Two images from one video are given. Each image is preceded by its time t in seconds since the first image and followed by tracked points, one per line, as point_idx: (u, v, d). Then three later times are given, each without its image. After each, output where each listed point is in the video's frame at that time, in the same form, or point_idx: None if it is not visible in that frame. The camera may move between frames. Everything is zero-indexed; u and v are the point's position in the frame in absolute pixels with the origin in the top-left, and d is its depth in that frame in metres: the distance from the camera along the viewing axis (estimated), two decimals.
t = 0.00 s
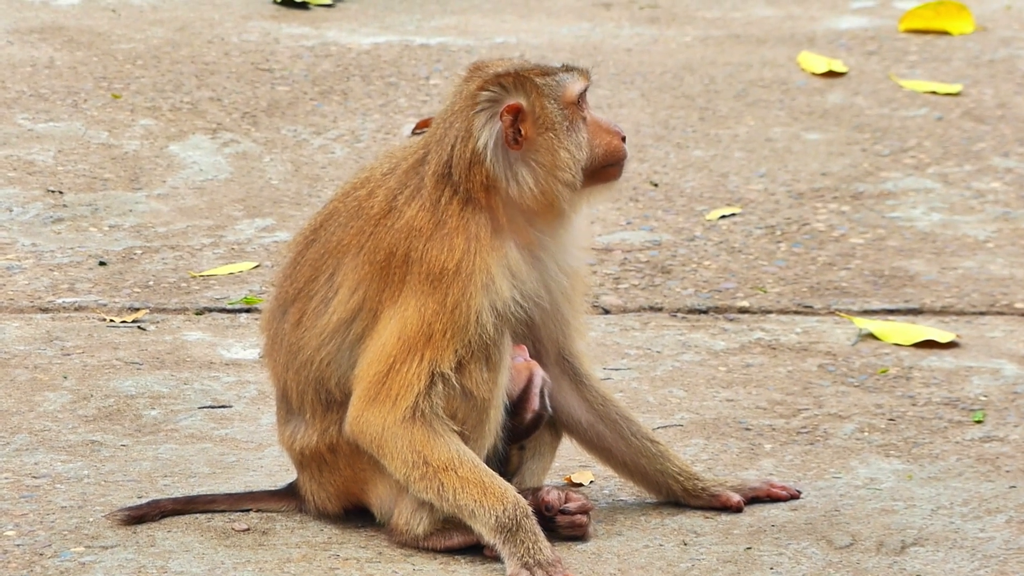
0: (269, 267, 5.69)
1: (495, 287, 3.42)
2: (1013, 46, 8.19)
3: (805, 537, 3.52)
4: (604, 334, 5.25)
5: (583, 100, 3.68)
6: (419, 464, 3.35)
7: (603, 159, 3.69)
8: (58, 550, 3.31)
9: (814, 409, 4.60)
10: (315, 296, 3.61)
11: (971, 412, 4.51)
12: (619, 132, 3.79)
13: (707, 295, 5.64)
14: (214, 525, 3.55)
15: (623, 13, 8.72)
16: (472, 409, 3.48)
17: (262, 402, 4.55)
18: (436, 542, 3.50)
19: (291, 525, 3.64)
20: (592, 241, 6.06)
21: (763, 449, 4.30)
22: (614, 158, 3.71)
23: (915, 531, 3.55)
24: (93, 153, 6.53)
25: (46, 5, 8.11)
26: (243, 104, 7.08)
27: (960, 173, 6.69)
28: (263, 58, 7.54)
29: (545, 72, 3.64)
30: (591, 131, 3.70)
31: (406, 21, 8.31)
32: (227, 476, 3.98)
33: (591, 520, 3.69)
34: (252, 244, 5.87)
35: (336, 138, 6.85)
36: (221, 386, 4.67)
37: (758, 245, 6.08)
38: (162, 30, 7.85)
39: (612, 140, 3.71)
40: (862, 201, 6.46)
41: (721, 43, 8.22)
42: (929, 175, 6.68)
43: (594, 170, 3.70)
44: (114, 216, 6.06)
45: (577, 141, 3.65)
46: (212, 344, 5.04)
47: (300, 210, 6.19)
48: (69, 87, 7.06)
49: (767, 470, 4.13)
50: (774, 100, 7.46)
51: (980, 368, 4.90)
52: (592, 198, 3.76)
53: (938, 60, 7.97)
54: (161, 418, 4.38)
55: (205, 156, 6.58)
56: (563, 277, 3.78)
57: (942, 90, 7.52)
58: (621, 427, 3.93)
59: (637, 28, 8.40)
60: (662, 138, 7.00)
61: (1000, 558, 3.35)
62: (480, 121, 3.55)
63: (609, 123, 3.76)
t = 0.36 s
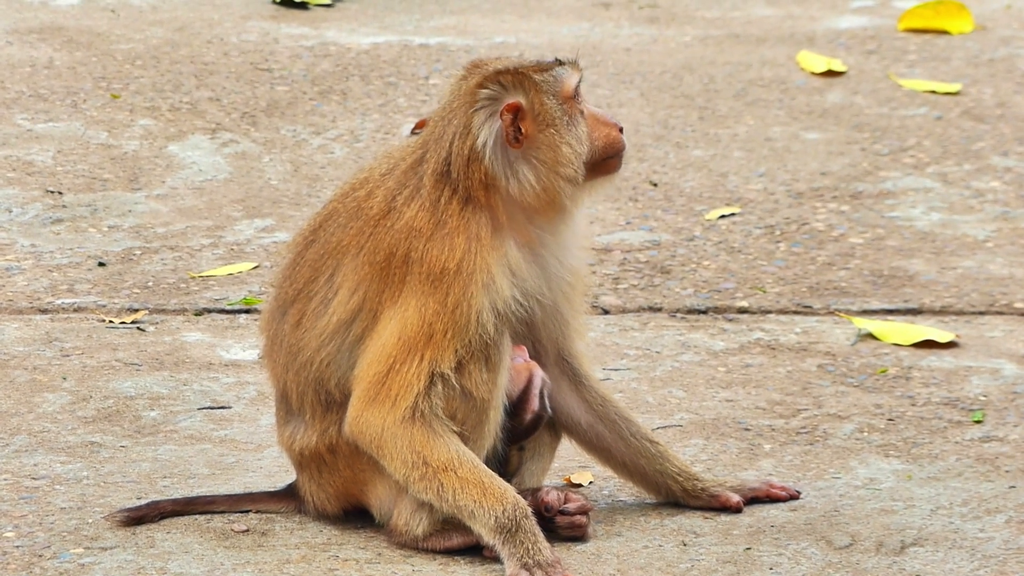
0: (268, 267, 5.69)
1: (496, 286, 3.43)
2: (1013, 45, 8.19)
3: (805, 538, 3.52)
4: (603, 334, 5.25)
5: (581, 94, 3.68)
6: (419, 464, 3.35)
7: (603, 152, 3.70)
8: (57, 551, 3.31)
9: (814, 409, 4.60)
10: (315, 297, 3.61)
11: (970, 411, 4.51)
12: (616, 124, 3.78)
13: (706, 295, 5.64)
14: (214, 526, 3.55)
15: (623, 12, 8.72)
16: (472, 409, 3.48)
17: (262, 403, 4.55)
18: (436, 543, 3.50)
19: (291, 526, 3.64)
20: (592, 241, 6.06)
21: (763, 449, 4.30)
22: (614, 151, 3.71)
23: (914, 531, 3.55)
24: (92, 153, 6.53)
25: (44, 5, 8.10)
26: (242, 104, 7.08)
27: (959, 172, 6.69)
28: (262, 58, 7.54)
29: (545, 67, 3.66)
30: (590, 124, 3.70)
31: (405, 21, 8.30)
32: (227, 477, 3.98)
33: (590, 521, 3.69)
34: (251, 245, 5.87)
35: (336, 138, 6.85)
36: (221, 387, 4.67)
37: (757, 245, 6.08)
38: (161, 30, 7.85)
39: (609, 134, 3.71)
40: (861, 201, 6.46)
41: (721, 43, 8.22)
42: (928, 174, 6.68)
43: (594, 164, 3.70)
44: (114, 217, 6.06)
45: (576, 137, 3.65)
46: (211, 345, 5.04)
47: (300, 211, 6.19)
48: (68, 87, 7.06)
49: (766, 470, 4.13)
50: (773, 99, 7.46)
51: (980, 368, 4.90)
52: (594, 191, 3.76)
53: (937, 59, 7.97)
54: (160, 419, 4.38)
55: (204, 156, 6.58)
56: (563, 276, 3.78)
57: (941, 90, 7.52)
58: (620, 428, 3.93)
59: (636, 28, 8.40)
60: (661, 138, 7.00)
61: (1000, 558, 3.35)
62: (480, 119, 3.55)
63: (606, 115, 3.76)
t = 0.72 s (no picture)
0: (267, 268, 5.69)
1: (494, 287, 3.42)
2: (1012, 47, 8.19)
3: (803, 538, 3.52)
4: (602, 335, 5.25)
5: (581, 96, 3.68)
6: (418, 465, 3.35)
7: (601, 157, 3.69)
8: (57, 551, 3.31)
9: (813, 410, 4.60)
10: (314, 298, 3.60)
11: (969, 412, 4.51)
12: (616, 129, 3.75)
13: (705, 296, 5.64)
14: (213, 527, 3.55)
15: (622, 13, 8.72)
16: (471, 410, 3.48)
17: (260, 404, 4.55)
18: (434, 544, 3.50)
19: (289, 527, 3.64)
20: (591, 242, 6.06)
21: (762, 450, 4.31)
22: (612, 156, 3.70)
23: (913, 532, 3.55)
24: (92, 154, 6.53)
25: (44, 7, 8.10)
26: (241, 105, 7.08)
27: (958, 174, 6.69)
28: (261, 59, 7.54)
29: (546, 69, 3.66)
30: (590, 127, 3.69)
31: (404, 22, 8.31)
32: (226, 478, 3.98)
33: (589, 521, 3.69)
34: (250, 246, 5.87)
35: (335, 139, 6.85)
36: (220, 387, 4.67)
37: (756, 245, 6.08)
38: (160, 31, 7.85)
39: (610, 138, 3.70)
40: (860, 202, 6.46)
41: (720, 44, 8.22)
42: (927, 176, 6.68)
43: (594, 167, 3.70)
44: (113, 217, 6.06)
45: (576, 139, 3.65)
46: (210, 346, 5.03)
47: (298, 212, 6.19)
48: (67, 88, 7.06)
49: (765, 471, 4.13)
50: (772, 100, 7.46)
51: (979, 369, 4.90)
52: (595, 193, 3.75)
53: (936, 61, 7.97)
54: (159, 419, 4.38)
55: (203, 157, 6.58)
56: (562, 277, 3.78)
57: (940, 91, 7.52)
58: (619, 429, 3.93)
59: (635, 29, 8.40)
60: (660, 139, 7.00)
61: (999, 559, 3.35)
62: (480, 122, 3.54)
63: (606, 120, 3.75)
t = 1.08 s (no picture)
0: (266, 267, 5.69)
1: (494, 287, 3.42)
2: (1011, 47, 8.19)
3: (802, 538, 3.52)
4: (601, 334, 5.25)
5: (581, 98, 3.68)
6: (417, 464, 3.35)
7: (600, 159, 3.70)
8: (55, 550, 3.31)
9: (812, 409, 4.60)
10: (313, 296, 3.60)
11: (968, 412, 4.51)
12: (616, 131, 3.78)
13: (704, 296, 5.64)
14: (212, 526, 3.55)
15: (622, 13, 8.73)
16: (470, 410, 3.48)
17: (259, 403, 4.55)
18: (433, 543, 3.50)
19: (288, 526, 3.64)
20: (590, 241, 6.06)
21: (761, 449, 4.31)
22: (612, 158, 3.71)
23: (912, 532, 3.55)
24: (91, 153, 6.53)
25: (43, 5, 8.10)
26: (241, 105, 7.07)
27: (958, 173, 6.69)
28: (261, 58, 7.54)
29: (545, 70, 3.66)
30: (589, 129, 3.70)
31: (404, 21, 8.31)
32: (225, 477, 3.98)
33: (588, 521, 3.69)
34: (250, 245, 5.87)
35: (334, 138, 6.85)
36: (219, 386, 4.67)
37: (756, 245, 6.08)
38: (160, 30, 7.85)
39: (610, 140, 3.71)
40: (860, 201, 6.46)
41: (719, 44, 8.22)
42: (926, 175, 6.68)
43: (592, 169, 3.70)
44: (112, 216, 6.06)
45: (574, 142, 3.66)
46: (209, 345, 5.03)
47: (298, 211, 6.19)
48: (67, 87, 7.06)
49: (764, 470, 4.13)
50: (772, 100, 7.46)
51: (978, 369, 4.90)
52: (594, 195, 3.76)
53: (936, 60, 7.97)
54: (158, 418, 4.38)
55: (202, 156, 6.58)
56: (561, 277, 3.78)
57: (940, 91, 7.52)
58: (618, 428, 3.93)
59: (635, 29, 8.40)
60: (660, 138, 7.00)
61: (997, 559, 3.35)
62: (479, 122, 3.55)
63: (607, 122, 3.75)
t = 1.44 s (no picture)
0: (266, 266, 5.68)
1: (492, 286, 3.42)
2: (1010, 46, 8.19)
3: (802, 536, 3.53)
4: (601, 333, 5.24)
5: (582, 102, 3.67)
6: (416, 463, 3.35)
7: (598, 165, 3.69)
8: (55, 549, 3.31)
9: (811, 408, 4.60)
10: (312, 295, 3.60)
11: (968, 411, 4.51)
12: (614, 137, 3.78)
13: (704, 295, 5.64)
14: (212, 524, 3.55)
15: (620, 12, 8.73)
16: (470, 408, 3.48)
17: (259, 401, 4.55)
18: (433, 541, 3.50)
19: (288, 524, 3.64)
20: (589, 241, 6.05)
21: (761, 448, 4.30)
22: (609, 166, 3.70)
23: (912, 530, 3.55)
24: (89, 153, 6.52)
25: (42, 4, 8.10)
26: (239, 103, 7.07)
27: (956, 173, 6.69)
28: (259, 57, 7.54)
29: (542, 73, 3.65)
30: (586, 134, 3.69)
31: (402, 20, 8.30)
32: (224, 476, 3.98)
33: (588, 519, 3.69)
34: (249, 244, 5.87)
35: (333, 138, 6.84)
36: (218, 385, 4.67)
37: (755, 244, 6.08)
38: (159, 29, 7.85)
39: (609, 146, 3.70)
40: (859, 200, 6.46)
41: (718, 43, 8.22)
42: (925, 174, 6.69)
43: (589, 175, 3.69)
44: (111, 215, 6.05)
45: (571, 146, 3.65)
46: (209, 344, 5.03)
47: (297, 210, 6.18)
48: (65, 87, 7.06)
49: (764, 469, 4.13)
50: (771, 99, 7.46)
51: (977, 368, 4.90)
52: (592, 198, 3.75)
53: (934, 59, 7.97)
54: (157, 417, 4.38)
55: (201, 155, 6.58)
56: (559, 277, 3.78)
57: (939, 89, 7.52)
58: (618, 427, 3.93)
59: (633, 28, 8.40)
60: (659, 137, 7.00)
61: (998, 557, 3.35)
62: (477, 121, 3.54)
63: (608, 129, 3.75)
